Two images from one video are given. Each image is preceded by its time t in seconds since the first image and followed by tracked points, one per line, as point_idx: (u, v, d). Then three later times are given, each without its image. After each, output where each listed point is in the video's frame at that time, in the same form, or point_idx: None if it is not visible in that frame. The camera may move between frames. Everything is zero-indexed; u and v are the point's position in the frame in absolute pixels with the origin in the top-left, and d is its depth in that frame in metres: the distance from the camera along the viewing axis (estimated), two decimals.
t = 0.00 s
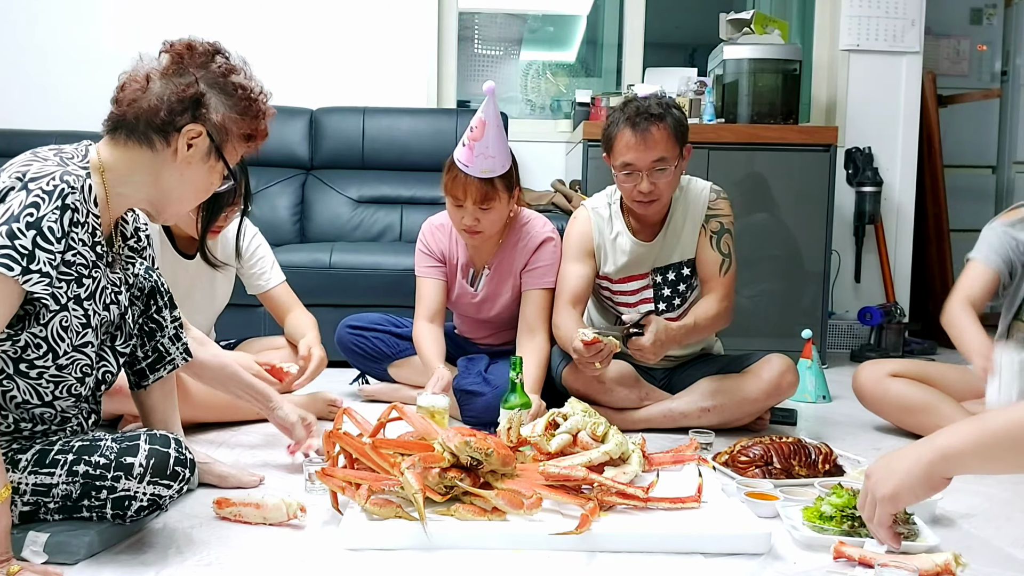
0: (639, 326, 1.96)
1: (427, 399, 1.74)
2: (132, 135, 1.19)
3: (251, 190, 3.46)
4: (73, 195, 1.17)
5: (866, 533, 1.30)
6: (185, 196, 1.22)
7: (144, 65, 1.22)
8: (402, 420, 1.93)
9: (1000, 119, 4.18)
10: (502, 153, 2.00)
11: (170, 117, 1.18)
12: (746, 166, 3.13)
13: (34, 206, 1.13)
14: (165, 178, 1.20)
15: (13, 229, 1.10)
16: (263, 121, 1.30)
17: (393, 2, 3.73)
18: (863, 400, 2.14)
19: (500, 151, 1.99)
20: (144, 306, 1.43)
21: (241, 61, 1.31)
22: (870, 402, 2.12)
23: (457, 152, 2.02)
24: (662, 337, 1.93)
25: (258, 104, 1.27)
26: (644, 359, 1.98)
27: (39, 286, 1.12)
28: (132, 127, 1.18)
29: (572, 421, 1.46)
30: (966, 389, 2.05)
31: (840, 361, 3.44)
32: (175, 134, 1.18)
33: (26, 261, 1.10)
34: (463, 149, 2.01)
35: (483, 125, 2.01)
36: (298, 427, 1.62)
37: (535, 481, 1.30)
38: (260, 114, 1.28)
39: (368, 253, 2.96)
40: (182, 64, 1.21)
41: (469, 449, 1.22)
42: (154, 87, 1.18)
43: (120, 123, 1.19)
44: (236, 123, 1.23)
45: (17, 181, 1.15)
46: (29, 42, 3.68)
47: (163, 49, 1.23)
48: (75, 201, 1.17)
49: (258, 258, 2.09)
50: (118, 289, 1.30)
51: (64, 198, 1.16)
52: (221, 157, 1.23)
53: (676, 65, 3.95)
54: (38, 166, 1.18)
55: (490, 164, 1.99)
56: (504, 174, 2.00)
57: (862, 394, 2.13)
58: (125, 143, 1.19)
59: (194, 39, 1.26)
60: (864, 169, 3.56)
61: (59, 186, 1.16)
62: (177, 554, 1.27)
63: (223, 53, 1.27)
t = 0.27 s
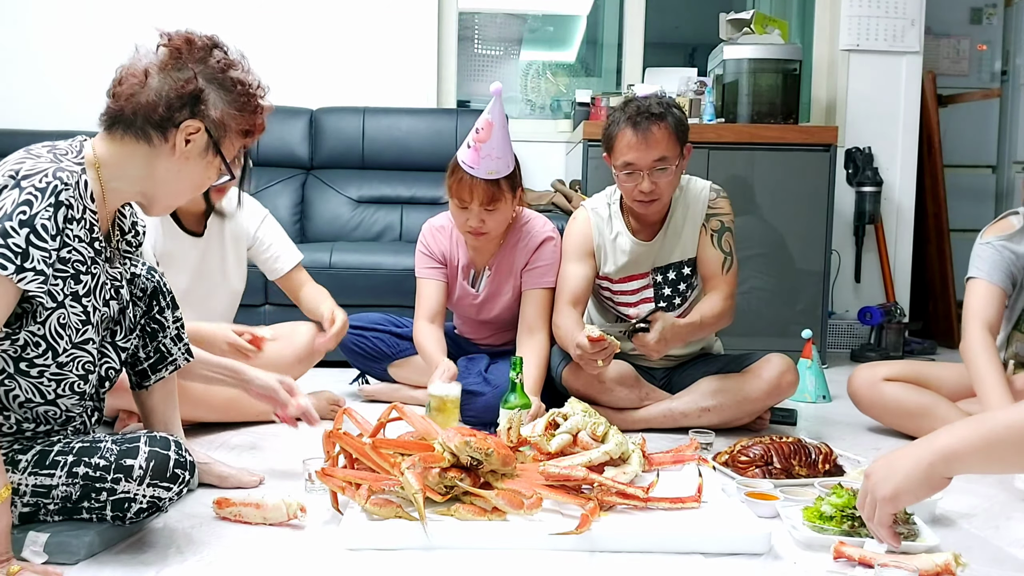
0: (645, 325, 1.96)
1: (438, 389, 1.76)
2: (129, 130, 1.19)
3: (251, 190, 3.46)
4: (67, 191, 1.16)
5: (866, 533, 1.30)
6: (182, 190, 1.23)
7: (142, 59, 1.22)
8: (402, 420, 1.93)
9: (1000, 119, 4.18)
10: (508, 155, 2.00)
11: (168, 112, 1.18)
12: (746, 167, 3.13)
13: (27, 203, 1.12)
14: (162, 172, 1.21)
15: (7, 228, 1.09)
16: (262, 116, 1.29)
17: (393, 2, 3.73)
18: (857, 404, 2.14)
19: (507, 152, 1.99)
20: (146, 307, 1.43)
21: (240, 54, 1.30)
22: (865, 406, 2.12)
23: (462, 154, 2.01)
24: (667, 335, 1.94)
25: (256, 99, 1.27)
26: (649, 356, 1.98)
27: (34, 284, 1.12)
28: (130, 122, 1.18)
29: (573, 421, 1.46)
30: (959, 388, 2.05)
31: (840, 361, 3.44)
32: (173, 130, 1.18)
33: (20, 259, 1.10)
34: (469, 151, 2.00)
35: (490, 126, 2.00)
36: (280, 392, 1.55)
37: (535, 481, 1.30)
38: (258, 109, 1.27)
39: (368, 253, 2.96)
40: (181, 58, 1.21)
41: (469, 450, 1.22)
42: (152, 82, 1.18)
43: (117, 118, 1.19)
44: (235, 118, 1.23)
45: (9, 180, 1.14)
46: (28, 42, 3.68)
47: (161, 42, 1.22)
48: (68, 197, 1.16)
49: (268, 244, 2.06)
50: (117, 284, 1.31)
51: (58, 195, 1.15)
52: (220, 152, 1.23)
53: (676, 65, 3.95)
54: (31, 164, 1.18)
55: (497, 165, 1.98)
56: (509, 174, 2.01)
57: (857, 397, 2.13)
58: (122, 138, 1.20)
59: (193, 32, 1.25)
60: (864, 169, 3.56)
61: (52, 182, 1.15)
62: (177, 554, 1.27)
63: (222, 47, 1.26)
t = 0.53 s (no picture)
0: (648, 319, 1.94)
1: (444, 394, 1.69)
2: (120, 123, 1.19)
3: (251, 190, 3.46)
4: (59, 187, 1.16)
5: (866, 533, 1.30)
6: (175, 181, 1.23)
7: (130, 49, 1.21)
8: (402, 420, 1.93)
9: (1000, 118, 4.18)
10: (509, 153, 1.98)
11: (159, 104, 1.18)
12: (745, 167, 3.13)
13: (19, 200, 1.12)
14: (155, 162, 1.21)
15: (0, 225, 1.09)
16: (250, 104, 1.30)
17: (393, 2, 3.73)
18: (858, 407, 2.14)
19: (507, 151, 1.98)
20: (147, 306, 1.43)
21: (229, 44, 1.30)
22: (865, 409, 2.12)
23: (463, 151, 2.01)
24: (672, 330, 1.93)
25: (246, 89, 1.27)
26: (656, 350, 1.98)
27: (30, 282, 1.11)
28: (121, 114, 1.18)
29: (573, 421, 1.46)
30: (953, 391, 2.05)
31: (840, 361, 3.44)
32: (164, 121, 1.18)
33: (15, 257, 1.10)
34: (470, 148, 1.99)
35: (491, 124, 1.99)
36: (258, 364, 1.67)
37: (535, 481, 1.30)
38: (248, 98, 1.28)
39: (368, 253, 2.96)
40: (170, 48, 1.21)
41: (469, 450, 1.22)
42: (142, 73, 1.18)
43: (108, 111, 1.19)
44: (226, 107, 1.24)
45: None
46: (28, 42, 3.68)
47: (149, 33, 1.22)
48: (60, 193, 1.16)
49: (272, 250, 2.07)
50: (111, 279, 1.31)
51: (50, 191, 1.15)
52: (212, 143, 1.23)
53: (676, 65, 3.95)
54: (21, 159, 1.17)
55: (496, 164, 1.97)
56: (510, 174, 1.99)
57: (857, 402, 2.13)
58: (113, 132, 1.19)
59: (181, 22, 1.25)
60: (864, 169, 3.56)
61: (44, 178, 1.15)
62: (177, 554, 1.27)
63: (211, 35, 1.26)
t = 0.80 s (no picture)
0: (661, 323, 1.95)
1: (441, 402, 1.66)
2: (111, 119, 1.19)
3: (251, 190, 3.46)
4: (50, 184, 1.16)
5: (867, 533, 1.30)
6: (168, 176, 1.23)
7: (119, 44, 1.21)
8: (402, 420, 1.93)
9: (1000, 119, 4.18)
10: (505, 153, 1.98)
11: (151, 100, 1.18)
12: (745, 166, 3.13)
13: (10, 199, 1.11)
14: (148, 158, 1.21)
15: None
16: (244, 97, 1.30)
17: (393, 2, 3.73)
18: (858, 406, 2.15)
19: (502, 151, 1.98)
20: (147, 306, 1.43)
21: (220, 36, 1.29)
22: (865, 408, 2.12)
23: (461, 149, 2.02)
24: (687, 338, 1.92)
25: (238, 81, 1.27)
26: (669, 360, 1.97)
27: (25, 281, 1.11)
28: (113, 110, 1.18)
29: (573, 421, 1.46)
30: (964, 384, 1.99)
31: (839, 361, 3.44)
32: (157, 117, 1.19)
33: (11, 257, 1.10)
34: (467, 147, 2.00)
35: (486, 124, 1.99)
36: (258, 366, 1.69)
37: (535, 481, 1.30)
38: (240, 90, 1.28)
39: (368, 253, 2.96)
40: (160, 43, 1.20)
41: (469, 450, 1.22)
42: (132, 68, 1.18)
43: (99, 107, 1.19)
44: (218, 102, 1.23)
45: None
46: (28, 41, 3.68)
47: (139, 27, 1.21)
48: (51, 192, 1.16)
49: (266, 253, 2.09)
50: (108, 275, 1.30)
51: (41, 188, 1.14)
52: (205, 137, 1.23)
53: (676, 65, 3.95)
54: (10, 158, 1.16)
55: (490, 164, 1.98)
56: (504, 174, 1.98)
57: (857, 400, 2.14)
58: (104, 128, 1.20)
59: (171, 15, 1.24)
60: (864, 169, 3.56)
61: (34, 176, 1.14)
62: (177, 554, 1.27)
63: (202, 28, 1.25)
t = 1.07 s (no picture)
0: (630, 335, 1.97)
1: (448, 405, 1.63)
2: (122, 124, 1.25)
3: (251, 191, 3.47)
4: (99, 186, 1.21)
5: (867, 534, 1.30)
6: (161, 172, 1.25)
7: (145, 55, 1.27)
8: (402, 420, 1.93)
9: (1000, 119, 4.18)
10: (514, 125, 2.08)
11: (144, 96, 1.23)
12: (746, 167, 3.13)
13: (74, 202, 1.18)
14: (143, 156, 1.24)
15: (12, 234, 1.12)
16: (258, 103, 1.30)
17: (393, 2, 3.73)
18: (817, 416, 2.14)
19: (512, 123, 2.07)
20: (151, 301, 1.44)
21: (235, 46, 1.33)
22: (823, 416, 2.11)
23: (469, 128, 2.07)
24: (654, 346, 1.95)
25: (242, 82, 1.27)
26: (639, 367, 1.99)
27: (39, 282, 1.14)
28: (120, 112, 1.25)
29: (566, 418, 1.44)
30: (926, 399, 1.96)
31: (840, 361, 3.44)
32: (146, 113, 1.22)
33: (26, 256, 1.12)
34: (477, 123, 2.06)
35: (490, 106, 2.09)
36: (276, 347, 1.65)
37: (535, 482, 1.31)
38: (244, 94, 1.27)
39: (368, 254, 2.96)
40: (173, 53, 1.26)
41: (469, 450, 1.22)
42: (138, 73, 1.25)
43: (118, 117, 1.26)
44: (208, 97, 1.24)
45: (45, 176, 1.19)
46: (28, 43, 3.68)
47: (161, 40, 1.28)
48: (74, 189, 1.19)
49: (273, 253, 2.05)
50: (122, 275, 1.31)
51: (96, 190, 1.20)
52: (195, 134, 1.24)
53: (676, 65, 3.95)
54: (58, 158, 1.22)
55: (505, 134, 2.05)
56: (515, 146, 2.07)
57: (815, 410, 2.12)
58: (119, 133, 1.25)
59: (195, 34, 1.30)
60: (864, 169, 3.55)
61: (88, 178, 1.20)
62: (178, 554, 1.27)
63: (218, 39, 1.30)
